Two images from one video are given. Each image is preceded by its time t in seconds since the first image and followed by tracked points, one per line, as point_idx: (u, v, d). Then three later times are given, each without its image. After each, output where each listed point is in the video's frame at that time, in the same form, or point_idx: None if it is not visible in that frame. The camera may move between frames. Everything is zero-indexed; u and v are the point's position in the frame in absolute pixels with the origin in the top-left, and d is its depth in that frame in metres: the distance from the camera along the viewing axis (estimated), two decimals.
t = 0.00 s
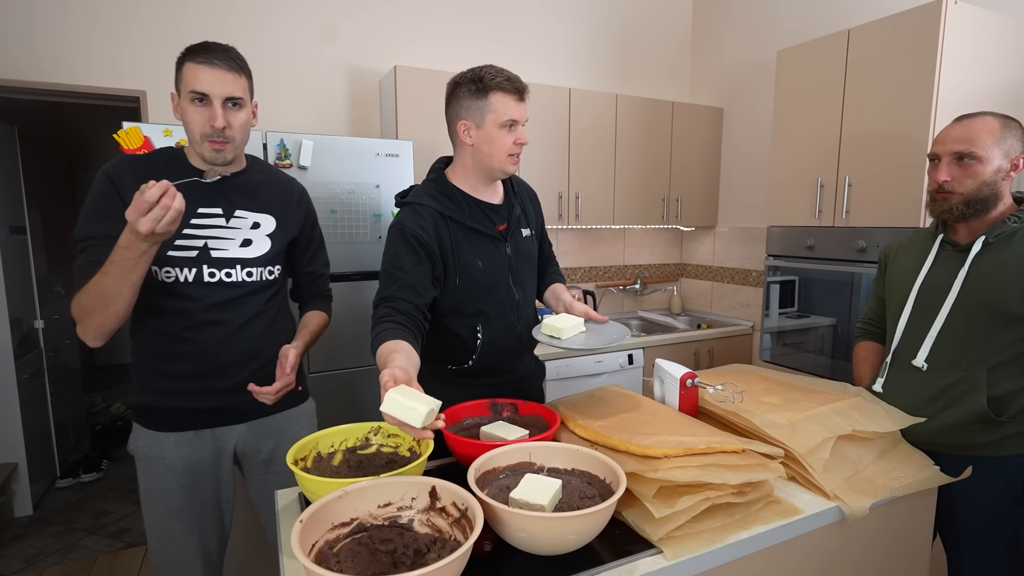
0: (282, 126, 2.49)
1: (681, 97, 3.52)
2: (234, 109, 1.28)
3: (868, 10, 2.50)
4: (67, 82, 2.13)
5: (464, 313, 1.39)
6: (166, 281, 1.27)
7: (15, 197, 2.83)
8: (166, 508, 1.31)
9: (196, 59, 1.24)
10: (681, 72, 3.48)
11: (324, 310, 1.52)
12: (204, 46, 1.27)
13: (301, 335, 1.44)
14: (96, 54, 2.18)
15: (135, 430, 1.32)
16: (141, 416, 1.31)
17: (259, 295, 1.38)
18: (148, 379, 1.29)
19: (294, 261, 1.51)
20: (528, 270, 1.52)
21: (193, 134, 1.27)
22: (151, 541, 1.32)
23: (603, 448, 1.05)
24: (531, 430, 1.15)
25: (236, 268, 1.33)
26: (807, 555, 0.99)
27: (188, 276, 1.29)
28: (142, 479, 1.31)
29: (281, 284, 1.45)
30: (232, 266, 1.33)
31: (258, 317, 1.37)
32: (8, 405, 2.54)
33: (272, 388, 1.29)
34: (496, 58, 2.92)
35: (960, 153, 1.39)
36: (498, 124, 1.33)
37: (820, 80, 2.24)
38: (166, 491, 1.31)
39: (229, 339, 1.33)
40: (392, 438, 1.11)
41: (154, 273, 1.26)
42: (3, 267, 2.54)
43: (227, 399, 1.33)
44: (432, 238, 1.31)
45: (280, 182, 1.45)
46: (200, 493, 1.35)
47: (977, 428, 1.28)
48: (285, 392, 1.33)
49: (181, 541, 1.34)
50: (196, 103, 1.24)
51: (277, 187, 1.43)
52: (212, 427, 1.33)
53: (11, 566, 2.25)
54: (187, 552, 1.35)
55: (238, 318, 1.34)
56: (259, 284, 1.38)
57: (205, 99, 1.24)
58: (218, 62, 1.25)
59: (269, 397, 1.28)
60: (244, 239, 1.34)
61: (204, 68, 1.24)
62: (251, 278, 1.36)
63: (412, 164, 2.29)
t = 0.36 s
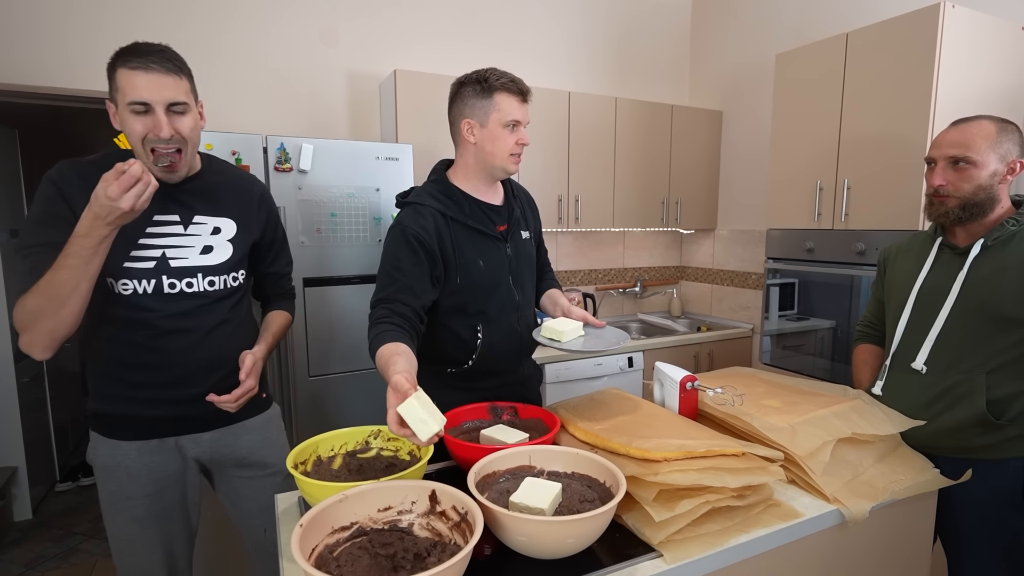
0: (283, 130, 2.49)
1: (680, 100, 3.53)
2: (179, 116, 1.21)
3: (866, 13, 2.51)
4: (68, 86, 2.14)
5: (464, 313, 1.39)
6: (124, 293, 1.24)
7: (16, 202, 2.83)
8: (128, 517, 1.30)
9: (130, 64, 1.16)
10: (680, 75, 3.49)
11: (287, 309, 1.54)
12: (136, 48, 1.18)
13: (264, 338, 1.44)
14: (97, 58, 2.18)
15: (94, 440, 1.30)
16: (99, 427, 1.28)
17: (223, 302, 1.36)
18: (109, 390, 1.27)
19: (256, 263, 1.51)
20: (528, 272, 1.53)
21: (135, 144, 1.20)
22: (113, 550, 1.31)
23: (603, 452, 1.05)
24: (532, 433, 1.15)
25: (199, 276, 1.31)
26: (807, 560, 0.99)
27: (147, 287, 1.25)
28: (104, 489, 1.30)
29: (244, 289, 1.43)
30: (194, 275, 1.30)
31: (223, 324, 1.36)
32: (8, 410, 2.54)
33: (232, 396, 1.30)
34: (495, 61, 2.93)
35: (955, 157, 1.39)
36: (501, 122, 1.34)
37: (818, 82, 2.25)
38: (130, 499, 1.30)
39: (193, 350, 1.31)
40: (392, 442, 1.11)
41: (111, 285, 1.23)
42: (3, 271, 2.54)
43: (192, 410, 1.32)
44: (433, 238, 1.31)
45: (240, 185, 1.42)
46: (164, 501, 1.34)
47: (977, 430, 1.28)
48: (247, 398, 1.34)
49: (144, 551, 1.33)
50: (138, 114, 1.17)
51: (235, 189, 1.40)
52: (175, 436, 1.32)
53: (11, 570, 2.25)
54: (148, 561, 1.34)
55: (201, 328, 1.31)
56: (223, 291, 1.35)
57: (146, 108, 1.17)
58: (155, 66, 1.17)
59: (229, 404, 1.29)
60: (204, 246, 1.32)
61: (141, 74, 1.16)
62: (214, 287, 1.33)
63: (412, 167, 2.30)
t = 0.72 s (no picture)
0: (284, 134, 2.50)
1: (680, 104, 3.53)
2: (151, 125, 1.20)
3: (866, 17, 2.52)
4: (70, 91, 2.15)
5: (465, 317, 1.39)
6: (114, 298, 1.23)
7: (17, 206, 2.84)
8: (127, 526, 1.30)
9: (99, 74, 1.14)
10: (680, 79, 3.50)
11: (285, 309, 1.54)
12: (106, 55, 1.16)
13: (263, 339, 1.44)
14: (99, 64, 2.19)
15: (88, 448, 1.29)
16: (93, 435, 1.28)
17: (216, 304, 1.36)
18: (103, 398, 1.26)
19: (247, 263, 1.51)
20: (528, 276, 1.53)
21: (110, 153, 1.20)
22: (111, 559, 1.31)
23: (604, 456, 1.05)
24: (533, 438, 1.15)
25: (188, 278, 1.31)
26: (809, 565, 0.99)
27: (137, 291, 1.25)
28: (99, 500, 1.29)
29: (239, 291, 1.43)
30: (183, 277, 1.30)
31: (218, 327, 1.35)
32: (9, 414, 2.53)
33: (232, 394, 1.28)
34: (496, 66, 2.94)
35: (956, 161, 1.40)
36: (483, 129, 1.32)
37: (818, 86, 2.26)
38: (128, 509, 1.29)
39: (185, 353, 1.30)
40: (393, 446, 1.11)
41: (101, 291, 1.23)
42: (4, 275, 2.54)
43: (186, 415, 1.32)
44: (435, 242, 1.31)
45: (225, 185, 1.42)
46: (162, 509, 1.34)
47: (979, 434, 1.28)
48: (248, 396, 1.32)
49: (142, 560, 1.32)
50: (111, 125, 1.17)
51: (220, 189, 1.40)
52: (171, 443, 1.32)
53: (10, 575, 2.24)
54: (145, 569, 1.33)
55: (194, 332, 1.31)
56: (214, 293, 1.35)
57: (118, 119, 1.17)
58: (124, 75, 1.16)
59: (229, 404, 1.28)
60: (192, 248, 1.32)
61: (110, 84, 1.15)
62: (204, 288, 1.33)
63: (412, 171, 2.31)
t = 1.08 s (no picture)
0: (283, 137, 2.50)
1: (679, 107, 3.54)
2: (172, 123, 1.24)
3: (864, 21, 2.53)
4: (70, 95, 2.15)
5: (465, 320, 1.39)
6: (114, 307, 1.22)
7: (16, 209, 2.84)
8: (126, 534, 1.29)
9: (125, 71, 1.17)
10: (679, 83, 3.51)
11: (270, 314, 1.55)
12: (124, 54, 1.18)
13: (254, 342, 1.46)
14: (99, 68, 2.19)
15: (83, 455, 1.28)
16: (87, 443, 1.26)
17: (216, 308, 1.36)
18: (98, 405, 1.24)
19: (236, 268, 1.52)
20: (528, 279, 1.53)
21: (129, 152, 1.19)
22: (109, 567, 1.30)
23: (604, 459, 1.05)
24: (533, 441, 1.14)
25: (190, 283, 1.31)
26: (811, 569, 0.99)
27: (138, 299, 1.24)
28: (96, 508, 1.28)
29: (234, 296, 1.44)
30: (185, 282, 1.30)
31: (216, 331, 1.36)
32: (7, 418, 2.53)
33: (230, 403, 1.30)
34: (495, 70, 2.95)
35: (958, 165, 1.40)
36: (454, 141, 1.32)
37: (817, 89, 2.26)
38: (127, 517, 1.28)
39: (185, 358, 1.30)
40: (393, 449, 1.11)
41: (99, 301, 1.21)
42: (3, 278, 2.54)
43: (185, 420, 1.31)
44: (433, 247, 1.31)
45: (219, 187, 1.43)
46: (163, 516, 1.34)
47: (979, 437, 1.28)
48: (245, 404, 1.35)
49: (141, 566, 1.32)
50: (135, 121, 1.18)
51: (217, 196, 1.41)
52: (170, 449, 1.31)
53: None
54: None
55: (194, 336, 1.31)
56: (214, 296, 1.36)
57: (144, 115, 1.19)
58: (150, 74, 1.20)
59: (228, 412, 1.30)
60: (192, 252, 1.32)
61: (136, 81, 1.18)
62: (205, 293, 1.34)
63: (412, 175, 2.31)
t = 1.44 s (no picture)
0: (277, 139, 2.49)
1: (675, 110, 3.54)
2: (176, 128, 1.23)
3: (859, 25, 2.53)
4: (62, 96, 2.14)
5: (456, 318, 1.39)
6: (93, 309, 1.21)
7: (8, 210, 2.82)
8: (109, 539, 1.27)
9: (138, 73, 1.16)
10: (675, 86, 3.51)
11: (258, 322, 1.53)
12: (130, 54, 1.16)
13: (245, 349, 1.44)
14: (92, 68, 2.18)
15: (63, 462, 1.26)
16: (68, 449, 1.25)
17: (199, 313, 1.34)
18: (81, 409, 1.23)
19: (225, 274, 1.50)
20: (525, 280, 1.51)
21: (130, 152, 1.18)
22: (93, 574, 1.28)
23: (596, 464, 1.03)
24: (524, 446, 1.13)
25: (172, 288, 1.29)
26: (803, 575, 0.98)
27: (119, 303, 1.23)
28: (77, 515, 1.26)
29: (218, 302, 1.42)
30: (167, 287, 1.28)
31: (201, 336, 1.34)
32: None
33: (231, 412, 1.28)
34: (491, 71, 2.94)
35: (952, 168, 1.39)
36: (440, 148, 1.33)
37: (813, 93, 2.26)
38: (108, 523, 1.27)
39: (170, 362, 1.28)
40: (382, 454, 1.09)
41: (79, 303, 1.20)
42: None
43: (169, 425, 1.30)
44: (420, 246, 1.33)
45: (210, 192, 1.42)
46: (146, 522, 1.32)
47: (975, 442, 1.27)
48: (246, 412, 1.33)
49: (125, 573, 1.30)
50: (142, 122, 1.17)
51: (207, 201, 1.40)
52: (152, 455, 1.29)
53: None
54: None
55: (177, 340, 1.29)
56: (197, 302, 1.34)
57: (152, 117, 1.17)
58: (162, 79, 1.19)
59: (229, 421, 1.28)
60: (176, 256, 1.30)
61: (145, 84, 1.16)
62: (188, 298, 1.32)
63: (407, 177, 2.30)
